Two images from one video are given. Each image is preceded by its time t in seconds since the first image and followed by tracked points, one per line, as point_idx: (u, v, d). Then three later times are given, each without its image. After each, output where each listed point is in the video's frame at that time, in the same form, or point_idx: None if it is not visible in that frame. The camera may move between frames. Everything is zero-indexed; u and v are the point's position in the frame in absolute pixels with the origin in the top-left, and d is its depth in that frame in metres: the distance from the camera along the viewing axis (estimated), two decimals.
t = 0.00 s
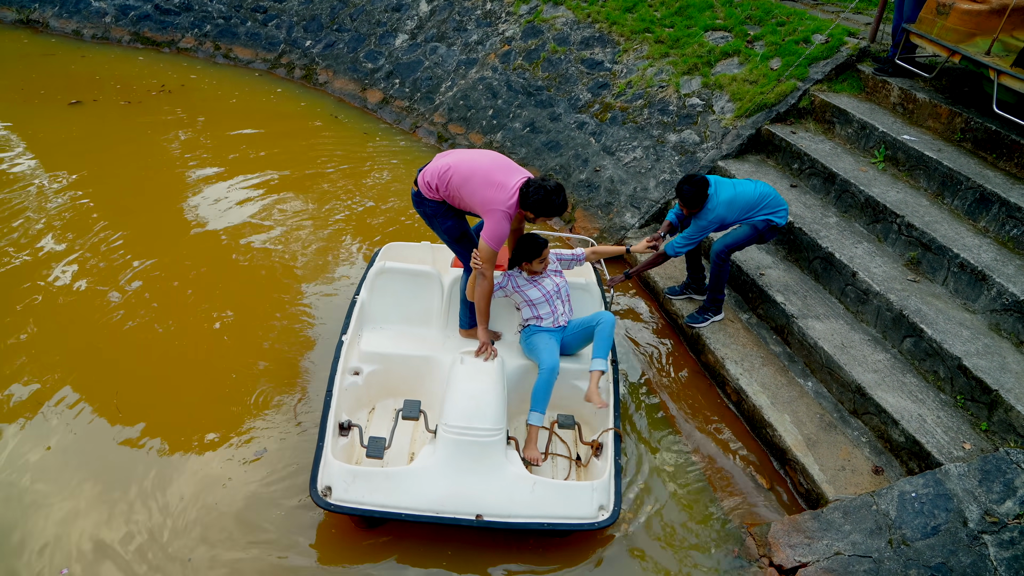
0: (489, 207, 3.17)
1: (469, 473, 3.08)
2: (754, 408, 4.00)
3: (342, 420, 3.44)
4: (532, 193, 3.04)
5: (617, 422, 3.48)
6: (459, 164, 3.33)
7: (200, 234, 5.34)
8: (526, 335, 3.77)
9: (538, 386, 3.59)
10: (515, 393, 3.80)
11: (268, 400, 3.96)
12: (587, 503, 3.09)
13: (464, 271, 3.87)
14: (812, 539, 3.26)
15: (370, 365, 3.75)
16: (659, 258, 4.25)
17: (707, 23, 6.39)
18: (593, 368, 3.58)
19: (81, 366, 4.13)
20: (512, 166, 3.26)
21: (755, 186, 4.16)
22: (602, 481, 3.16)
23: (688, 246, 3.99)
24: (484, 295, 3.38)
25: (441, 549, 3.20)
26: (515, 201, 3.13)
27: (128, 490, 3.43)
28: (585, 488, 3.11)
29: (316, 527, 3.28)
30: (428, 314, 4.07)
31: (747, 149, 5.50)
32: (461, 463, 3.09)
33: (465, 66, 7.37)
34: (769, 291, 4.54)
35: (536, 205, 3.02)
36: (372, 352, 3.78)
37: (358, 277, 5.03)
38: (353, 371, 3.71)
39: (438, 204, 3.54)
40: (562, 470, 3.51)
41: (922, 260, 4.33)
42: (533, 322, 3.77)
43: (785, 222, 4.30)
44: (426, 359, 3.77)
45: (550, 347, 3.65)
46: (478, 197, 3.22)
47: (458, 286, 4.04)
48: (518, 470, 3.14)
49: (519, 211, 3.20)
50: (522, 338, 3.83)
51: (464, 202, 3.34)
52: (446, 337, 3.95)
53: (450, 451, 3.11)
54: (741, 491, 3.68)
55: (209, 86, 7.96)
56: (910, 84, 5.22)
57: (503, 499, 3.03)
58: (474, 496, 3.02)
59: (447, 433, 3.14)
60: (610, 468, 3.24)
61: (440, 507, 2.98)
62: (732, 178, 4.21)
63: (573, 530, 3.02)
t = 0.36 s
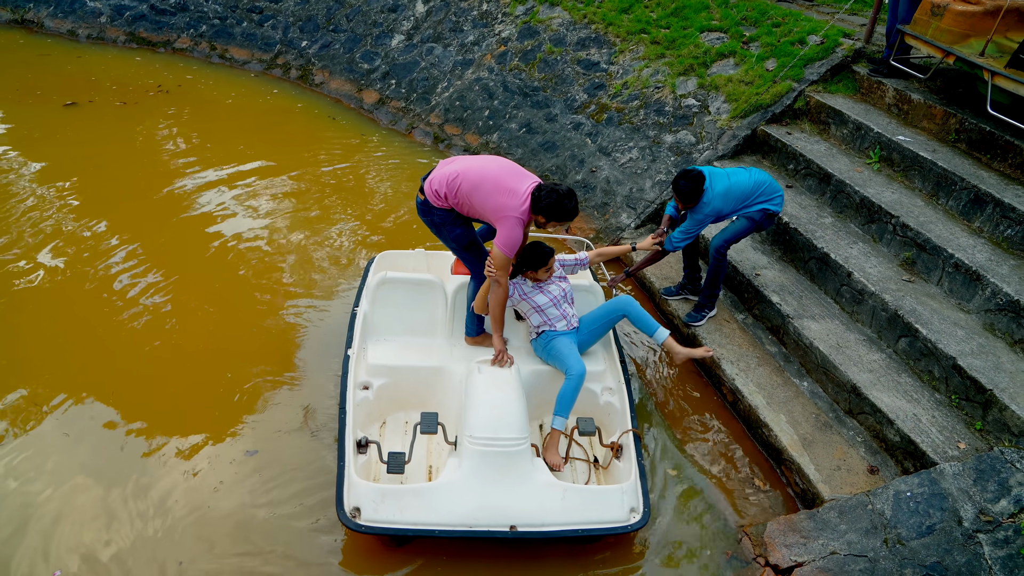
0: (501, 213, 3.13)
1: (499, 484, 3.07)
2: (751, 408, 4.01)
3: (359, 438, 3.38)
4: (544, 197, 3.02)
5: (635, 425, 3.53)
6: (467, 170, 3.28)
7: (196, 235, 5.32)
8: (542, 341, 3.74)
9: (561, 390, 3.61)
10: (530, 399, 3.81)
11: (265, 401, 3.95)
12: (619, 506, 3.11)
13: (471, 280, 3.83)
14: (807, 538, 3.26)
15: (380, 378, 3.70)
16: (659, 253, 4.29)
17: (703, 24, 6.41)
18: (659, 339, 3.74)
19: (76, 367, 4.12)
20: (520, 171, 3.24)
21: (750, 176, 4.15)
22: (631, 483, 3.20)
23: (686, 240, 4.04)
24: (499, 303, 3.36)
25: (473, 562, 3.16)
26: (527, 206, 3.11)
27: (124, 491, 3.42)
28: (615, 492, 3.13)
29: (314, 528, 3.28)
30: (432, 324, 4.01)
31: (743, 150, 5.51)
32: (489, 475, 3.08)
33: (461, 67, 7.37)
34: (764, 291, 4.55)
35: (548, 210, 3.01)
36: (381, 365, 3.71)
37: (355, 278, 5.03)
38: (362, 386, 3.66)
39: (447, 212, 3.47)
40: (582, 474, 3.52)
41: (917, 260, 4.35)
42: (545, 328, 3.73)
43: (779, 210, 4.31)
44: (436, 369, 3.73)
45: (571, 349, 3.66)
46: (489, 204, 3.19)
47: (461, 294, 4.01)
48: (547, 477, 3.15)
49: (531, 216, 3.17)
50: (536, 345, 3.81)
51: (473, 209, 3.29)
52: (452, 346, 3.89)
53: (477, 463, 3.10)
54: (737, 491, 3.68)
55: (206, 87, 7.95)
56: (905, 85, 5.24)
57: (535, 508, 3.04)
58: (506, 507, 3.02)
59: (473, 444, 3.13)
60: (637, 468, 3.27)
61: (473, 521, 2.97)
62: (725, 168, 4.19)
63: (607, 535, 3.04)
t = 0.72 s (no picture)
0: (515, 219, 3.13)
1: (534, 493, 3.07)
2: (748, 410, 4.02)
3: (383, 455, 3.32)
4: (558, 201, 3.07)
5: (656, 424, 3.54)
6: (476, 178, 3.26)
7: (194, 239, 5.31)
8: (560, 347, 3.73)
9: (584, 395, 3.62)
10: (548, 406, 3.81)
11: (262, 405, 3.94)
12: (655, 506, 3.11)
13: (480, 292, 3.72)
14: (805, 540, 3.27)
15: (394, 394, 3.63)
16: (659, 253, 4.31)
17: (699, 26, 6.42)
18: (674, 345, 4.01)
19: (73, 371, 4.11)
20: (530, 177, 3.26)
21: (748, 174, 4.16)
22: (663, 483, 3.20)
23: (686, 239, 4.02)
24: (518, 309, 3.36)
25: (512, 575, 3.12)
26: (541, 210, 3.13)
27: (121, 495, 3.42)
28: (649, 492, 3.14)
29: (312, 530, 3.27)
30: (440, 335, 3.99)
31: (739, 152, 5.52)
32: (523, 485, 3.08)
33: (458, 69, 7.37)
34: (761, 294, 4.56)
35: (562, 214, 3.07)
36: (394, 380, 3.64)
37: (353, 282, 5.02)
38: (377, 403, 3.58)
39: (456, 221, 3.42)
40: (606, 477, 3.54)
41: (913, 262, 4.36)
42: (562, 332, 3.73)
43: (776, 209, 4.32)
44: (452, 381, 3.70)
45: (591, 353, 3.66)
46: (502, 211, 3.19)
47: (467, 304, 3.98)
48: (581, 483, 3.14)
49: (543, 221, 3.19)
50: (552, 352, 3.79)
51: (485, 217, 3.28)
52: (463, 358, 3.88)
53: (511, 474, 3.09)
54: (735, 493, 3.69)
55: (203, 90, 7.95)
56: (901, 87, 5.26)
57: (573, 515, 3.03)
58: (545, 516, 3.01)
59: (505, 455, 3.12)
60: (666, 466, 3.28)
61: (514, 532, 2.94)
62: (724, 166, 4.20)
63: (647, 536, 3.05)
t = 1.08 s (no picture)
0: (530, 228, 3.17)
1: (569, 502, 3.07)
2: (744, 411, 4.03)
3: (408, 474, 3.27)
4: (571, 207, 3.13)
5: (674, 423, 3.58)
6: (488, 187, 3.28)
7: (191, 241, 5.30)
8: (565, 352, 3.71)
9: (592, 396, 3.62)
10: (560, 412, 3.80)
11: (260, 407, 3.93)
12: (687, 506, 3.15)
13: (491, 300, 3.70)
14: (801, 542, 3.27)
15: (410, 410, 3.58)
16: (659, 249, 4.25)
17: (696, 29, 6.43)
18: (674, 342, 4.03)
19: (70, 373, 4.10)
20: (542, 183, 3.29)
21: (738, 166, 4.15)
22: (692, 482, 3.24)
23: (683, 233, 3.99)
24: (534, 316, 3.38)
25: None
26: (555, 217, 3.17)
27: (118, 498, 3.41)
28: (680, 492, 3.17)
29: (309, 531, 3.27)
30: (448, 346, 3.95)
31: (736, 155, 5.53)
32: (557, 495, 3.07)
33: (455, 71, 7.37)
34: (758, 296, 4.56)
35: (576, 219, 3.12)
36: (409, 396, 3.59)
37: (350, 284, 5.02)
38: (393, 420, 3.52)
39: (469, 230, 3.44)
40: (627, 479, 3.56)
41: (909, 264, 4.37)
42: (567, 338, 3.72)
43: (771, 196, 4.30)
44: (468, 392, 3.67)
45: (592, 353, 3.66)
46: (516, 219, 3.21)
47: (475, 313, 3.94)
48: (613, 488, 3.16)
49: (557, 227, 3.22)
50: (557, 356, 3.78)
51: (498, 225, 3.31)
52: (472, 367, 3.87)
53: (544, 485, 3.07)
54: (732, 496, 3.69)
55: (200, 91, 7.93)
56: (897, 90, 5.27)
57: (610, 521, 3.05)
58: (582, 525, 3.03)
59: (537, 467, 3.09)
60: (691, 466, 3.30)
61: (555, 544, 2.95)
62: (715, 159, 4.19)
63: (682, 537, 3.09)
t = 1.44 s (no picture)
0: (535, 234, 3.18)
1: (584, 509, 3.07)
2: (733, 411, 4.05)
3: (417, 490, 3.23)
4: (575, 214, 3.24)
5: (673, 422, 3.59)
6: (492, 194, 3.29)
7: (178, 244, 5.26)
8: (564, 356, 3.73)
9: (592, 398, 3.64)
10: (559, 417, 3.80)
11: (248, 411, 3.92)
12: (698, 504, 3.17)
13: (489, 305, 3.69)
14: (790, 540, 3.28)
15: (409, 424, 3.55)
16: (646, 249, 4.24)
17: (684, 30, 6.46)
18: (665, 341, 4.04)
19: (55, 378, 4.06)
20: (545, 190, 3.33)
21: (728, 168, 4.17)
22: (700, 480, 3.26)
23: (671, 236, 4.01)
24: (535, 324, 3.35)
25: None
26: (560, 223, 3.21)
27: (104, 504, 3.38)
28: (691, 490, 3.19)
29: (297, 535, 3.25)
30: (441, 356, 3.94)
31: (724, 155, 5.56)
32: (572, 503, 3.06)
33: (444, 72, 7.36)
34: (746, 296, 4.59)
35: (581, 225, 3.23)
36: (408, 409, 3.56)
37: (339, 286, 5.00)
38: (394, 435, 3.49)
39: (473, 238, 3.43)
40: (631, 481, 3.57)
41: (895, 264, 4.41)
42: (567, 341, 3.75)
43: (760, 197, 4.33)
44: (467, 403, 3.65)
45: (586, 354, 3.68)
46: (520, 225, 3.22)
47: (467, 320, 3.91)
48: (626, 491, 3.17)
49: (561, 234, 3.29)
50: (555, 360, 3.79)
51: (502, 232, 3.31)
52: (468, 377, 3.85)
53: (559, 494, 3.06)
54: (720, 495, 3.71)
55: (186, 92, 7.88)
56: (883, 91, 5.32)
57: (626, 524, 3.06)
58: (599, 530, 3.03)
59: (550, 475, 3.08)
60: (696, 463, 3.32)
61: (575, 552, 2.94)
62: (705, 162, 4.21)
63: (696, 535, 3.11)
